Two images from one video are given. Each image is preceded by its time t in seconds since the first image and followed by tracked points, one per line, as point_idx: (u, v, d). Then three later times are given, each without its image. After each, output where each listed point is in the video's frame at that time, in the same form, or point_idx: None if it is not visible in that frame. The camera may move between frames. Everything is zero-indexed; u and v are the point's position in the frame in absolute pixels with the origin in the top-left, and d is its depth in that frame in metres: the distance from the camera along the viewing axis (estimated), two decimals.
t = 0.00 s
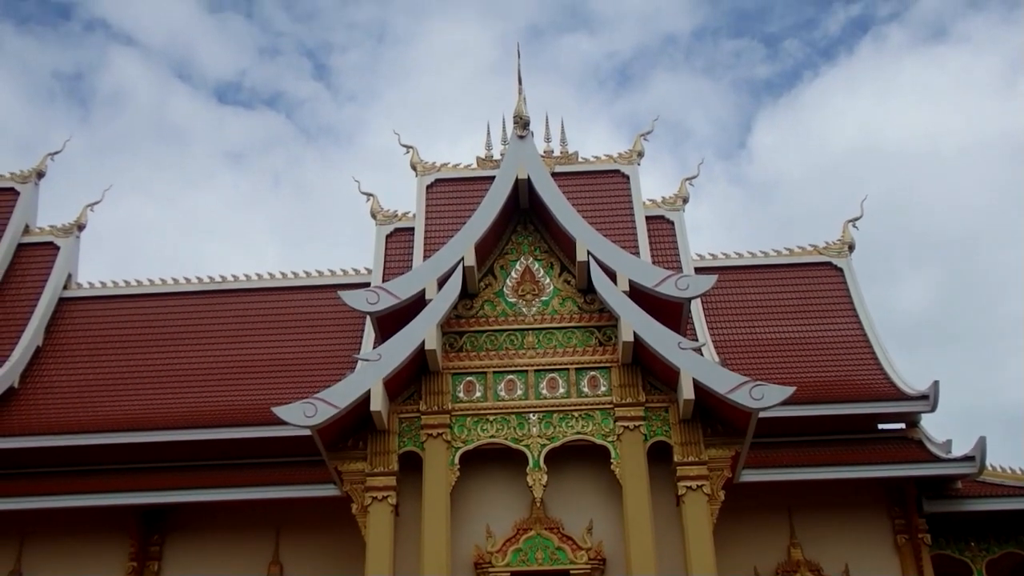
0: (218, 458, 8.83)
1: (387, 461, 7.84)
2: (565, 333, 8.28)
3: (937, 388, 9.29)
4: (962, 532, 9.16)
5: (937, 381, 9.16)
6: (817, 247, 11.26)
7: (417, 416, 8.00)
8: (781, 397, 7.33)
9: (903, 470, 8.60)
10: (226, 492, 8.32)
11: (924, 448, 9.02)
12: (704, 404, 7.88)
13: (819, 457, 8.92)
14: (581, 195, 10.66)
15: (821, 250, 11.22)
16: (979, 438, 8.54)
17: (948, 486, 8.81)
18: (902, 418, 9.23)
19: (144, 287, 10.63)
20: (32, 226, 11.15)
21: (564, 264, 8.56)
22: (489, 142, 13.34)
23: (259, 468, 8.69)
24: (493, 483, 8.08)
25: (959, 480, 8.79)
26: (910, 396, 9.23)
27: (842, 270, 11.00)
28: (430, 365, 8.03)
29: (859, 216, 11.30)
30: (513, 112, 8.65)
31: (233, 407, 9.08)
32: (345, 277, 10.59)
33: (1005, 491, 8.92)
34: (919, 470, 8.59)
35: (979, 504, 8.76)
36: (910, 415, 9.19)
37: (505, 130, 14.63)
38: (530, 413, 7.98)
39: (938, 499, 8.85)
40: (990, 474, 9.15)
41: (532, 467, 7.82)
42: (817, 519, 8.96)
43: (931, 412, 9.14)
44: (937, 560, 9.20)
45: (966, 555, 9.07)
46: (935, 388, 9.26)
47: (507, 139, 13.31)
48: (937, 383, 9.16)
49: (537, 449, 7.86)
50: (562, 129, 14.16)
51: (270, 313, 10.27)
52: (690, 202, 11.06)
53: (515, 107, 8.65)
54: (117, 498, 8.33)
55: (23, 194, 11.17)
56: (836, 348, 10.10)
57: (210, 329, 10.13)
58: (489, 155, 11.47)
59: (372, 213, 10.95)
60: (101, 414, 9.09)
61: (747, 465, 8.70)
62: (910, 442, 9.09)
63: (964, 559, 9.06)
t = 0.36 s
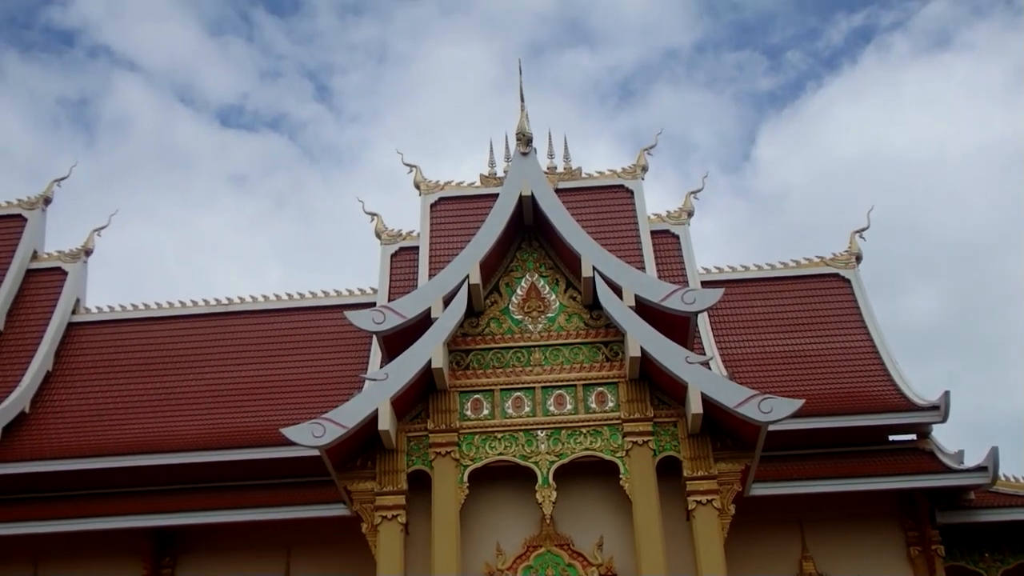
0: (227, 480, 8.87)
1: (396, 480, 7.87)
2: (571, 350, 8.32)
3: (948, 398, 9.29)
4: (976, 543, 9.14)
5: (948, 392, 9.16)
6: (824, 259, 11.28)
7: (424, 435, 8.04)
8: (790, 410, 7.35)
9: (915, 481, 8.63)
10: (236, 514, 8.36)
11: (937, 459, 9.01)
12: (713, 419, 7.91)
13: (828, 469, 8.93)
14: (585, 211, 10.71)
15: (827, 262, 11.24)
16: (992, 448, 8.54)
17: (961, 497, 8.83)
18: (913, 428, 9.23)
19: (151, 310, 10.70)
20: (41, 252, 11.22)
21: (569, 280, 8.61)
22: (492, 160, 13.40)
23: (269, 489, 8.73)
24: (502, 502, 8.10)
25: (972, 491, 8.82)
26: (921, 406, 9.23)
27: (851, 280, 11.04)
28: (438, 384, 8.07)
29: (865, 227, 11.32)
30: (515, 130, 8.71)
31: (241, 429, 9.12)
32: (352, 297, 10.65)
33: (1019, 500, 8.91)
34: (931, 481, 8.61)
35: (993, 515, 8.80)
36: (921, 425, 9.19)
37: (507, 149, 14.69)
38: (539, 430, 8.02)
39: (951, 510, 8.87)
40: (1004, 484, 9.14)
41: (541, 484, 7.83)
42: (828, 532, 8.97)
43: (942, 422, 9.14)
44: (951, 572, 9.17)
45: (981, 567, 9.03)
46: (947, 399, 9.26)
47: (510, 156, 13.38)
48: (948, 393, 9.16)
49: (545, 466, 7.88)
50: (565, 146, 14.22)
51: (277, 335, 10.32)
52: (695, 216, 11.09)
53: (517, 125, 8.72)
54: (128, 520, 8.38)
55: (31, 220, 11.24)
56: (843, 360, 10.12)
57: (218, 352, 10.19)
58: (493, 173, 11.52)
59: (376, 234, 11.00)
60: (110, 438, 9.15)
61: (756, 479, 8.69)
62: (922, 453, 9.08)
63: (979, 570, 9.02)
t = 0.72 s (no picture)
0: (246, 497, 8.89)
1: (415, 494, 7.88)
2: (587, 361, 8.34)
3: (969, 403, 9.24)
4: (1002, 550, 9.07)
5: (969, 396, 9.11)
6: (840, 264, 11.25)
7: (442, 449, 8.06)
8: (809, 418, 7.33)
9: (938, 487, 8.60)
10: (256, 531, 8.40)
11: (960, 464, 8.95)
12: (731, 428, 7.90)
13: (849, 477, 8.89)
14: (598, 222, 10.71)
15: (844, 267, 11.21)
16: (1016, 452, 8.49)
17: (985, 503, 8.78)
18: (934, 434, 9.18)
19: (167, 329, 10.76)
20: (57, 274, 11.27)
21: (583, 292, 8.62)
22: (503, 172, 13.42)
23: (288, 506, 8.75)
24: (521, 515, 8.11)
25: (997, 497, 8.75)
26: (942, 412, 9.18)
27: (868, 286, 11.01)
28: (454, 398, 8.09)
29: (881, 232, 11.28)
30: (526, 142, 8.75)
31: (259, 446, 9.16)
32: (367, 312, 10.69)
33: None
34: (954, 487, 8.57)
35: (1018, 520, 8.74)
36: (943, 431, 9.14)
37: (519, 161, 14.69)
38: (556, 441, 8.02)
39: (974, 517, 8.83)
40: None
41: (560, 496, 7.81)
42: (850, 541, 8.93)
43: (964, 427, 9.09)
44: None
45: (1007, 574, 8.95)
46: (968, 404, 9.21)
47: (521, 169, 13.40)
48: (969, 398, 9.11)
49: (564, 477, 7.88)
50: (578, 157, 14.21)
51: (293, 352, 10.37)
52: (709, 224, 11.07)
53: (528, 137, 8.74)
54: (149, 539, 8.45)
55: (47, 243, 11.29)
56: (861, 366, 10.10)
57: (234, 370, 10.24)
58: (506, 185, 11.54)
59: (389, 249, 11.03)
60: (128, 457, 9.20)
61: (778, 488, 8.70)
62: (945, 459, 9.02)
63: None
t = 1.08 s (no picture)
0: (277, 505, 8.91)
1: (445, 500, 7.89)
2: (615, 364, 8.31)
3: (1001, 400, 9.15)
4: None
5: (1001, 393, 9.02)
6: (869, 262, 11.16)
7: (470, 454, 8.05)
8: (839, 417, 7.27)
9: (972, 485, 8.51)
10: (287, 539, 8.43)
11: (993, 462, 8.85)
12: (761, 429, 7.85)
13: (881, 476, 8.79)
14: (622, 224, 10.66)
15: (872, 265, 11.12)
16: None
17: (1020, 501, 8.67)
18: (967, 432, 9.07)
19: (194, 339, 10.82)
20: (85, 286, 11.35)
21: (610, 295, 8.60)
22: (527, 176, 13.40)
23: (318, 513, 8.77)
24: (552, 519, 8.09)
25: None
26: (974, 409, 9.09)
27: (897, 283, 10.90)
28: (482, 403, 8.09)
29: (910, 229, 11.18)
30: (549, 145, 8.73)
31: (288, 455, 9.20)
32: (392, 319, 10.70)
33: None
34: (988, 484, 8.48)
35: None
36: (975, 429, 9.04)
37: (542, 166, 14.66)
38: (585, 445, 8.00)
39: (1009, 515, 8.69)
40: None
41: (590, 499, 7.80)
42: (883, 541, 8.84)
43: (997, 424, 8.99)
44: None
45: None
46: (1000, 401, 9.12)
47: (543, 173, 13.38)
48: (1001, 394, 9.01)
49: (593, 481, 7.86)
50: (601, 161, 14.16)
51: (320, 360, 10.40)
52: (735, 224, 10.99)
53: (551, 141, 8.73)
54: (181, 548, 8.50)
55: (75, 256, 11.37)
56: (891, 364, 10.01)
57: (262, 379, 10.28)
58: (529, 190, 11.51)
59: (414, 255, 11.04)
60: (158, 467, 9.26)
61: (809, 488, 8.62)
62: (978, 457, 8.91)
63: None
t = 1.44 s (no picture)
0: (318, 505, 8.91)
1: (485, 498, 7.87)
2: (653, 359, 8.25)
3: None
4: None
5: None
6: (908, 251, 11.00)
7: (509, 452, 8.03)
8: (882, 409, 7.16)
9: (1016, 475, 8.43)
10: (329, 539, 8.49)
11: None
12: (802, 422, 7.76)
13: (926, 467, 8.66)
14: (657, 218, 10.56)
15: (912, 254, 10.95)
16: None
17: None
18: (1012, 421, 8.90)
19: (229, 343, 10.85)
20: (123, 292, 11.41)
21: (646, 289, 8.55)
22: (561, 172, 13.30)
23: (358, 513, 8.78)
24: (592, 515, 8.04)
25: None
26: (1020, 398, 8.94)
27: (938, 272, 10.73)
28: (520, 400, 8.06)
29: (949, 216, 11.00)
30: (582, 141, 8.68)
31: (326, 456, 9.21)
32: (428, 319, 10.69)
33: None
34: None
35: None
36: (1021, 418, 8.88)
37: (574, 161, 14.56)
38: (624, 441, 7.95)
39: None
40: None
41: (631, 495, 7.74)
42: (929, 532, 8.72)
43: None
44: None
45: None
46: None
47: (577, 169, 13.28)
48: None
49: (634, 477, 7.81)
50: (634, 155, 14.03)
51: (356, 360, 10.42)
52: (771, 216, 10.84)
53: (584, 136, 8.68)
54: (225, 549, 8.57)
55: (113, 262, 11.43)
56: (934, 354, 9.87)
57: (299, 380, 10.32)
58: (562, 186, 11.44)
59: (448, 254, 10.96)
60: (198, 471, 9.30)
61: (852, 480, 8.56)
62: None
63: None
